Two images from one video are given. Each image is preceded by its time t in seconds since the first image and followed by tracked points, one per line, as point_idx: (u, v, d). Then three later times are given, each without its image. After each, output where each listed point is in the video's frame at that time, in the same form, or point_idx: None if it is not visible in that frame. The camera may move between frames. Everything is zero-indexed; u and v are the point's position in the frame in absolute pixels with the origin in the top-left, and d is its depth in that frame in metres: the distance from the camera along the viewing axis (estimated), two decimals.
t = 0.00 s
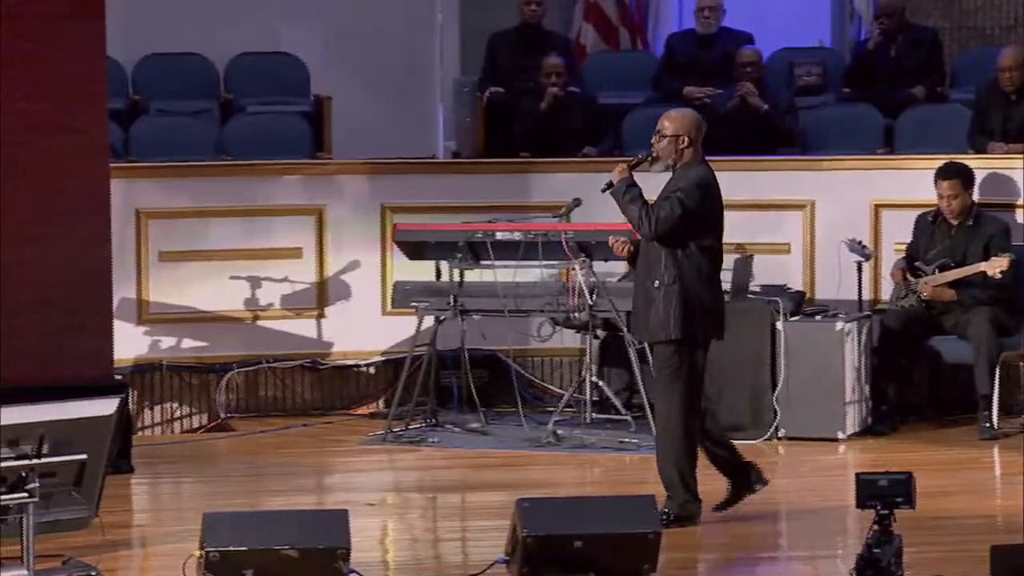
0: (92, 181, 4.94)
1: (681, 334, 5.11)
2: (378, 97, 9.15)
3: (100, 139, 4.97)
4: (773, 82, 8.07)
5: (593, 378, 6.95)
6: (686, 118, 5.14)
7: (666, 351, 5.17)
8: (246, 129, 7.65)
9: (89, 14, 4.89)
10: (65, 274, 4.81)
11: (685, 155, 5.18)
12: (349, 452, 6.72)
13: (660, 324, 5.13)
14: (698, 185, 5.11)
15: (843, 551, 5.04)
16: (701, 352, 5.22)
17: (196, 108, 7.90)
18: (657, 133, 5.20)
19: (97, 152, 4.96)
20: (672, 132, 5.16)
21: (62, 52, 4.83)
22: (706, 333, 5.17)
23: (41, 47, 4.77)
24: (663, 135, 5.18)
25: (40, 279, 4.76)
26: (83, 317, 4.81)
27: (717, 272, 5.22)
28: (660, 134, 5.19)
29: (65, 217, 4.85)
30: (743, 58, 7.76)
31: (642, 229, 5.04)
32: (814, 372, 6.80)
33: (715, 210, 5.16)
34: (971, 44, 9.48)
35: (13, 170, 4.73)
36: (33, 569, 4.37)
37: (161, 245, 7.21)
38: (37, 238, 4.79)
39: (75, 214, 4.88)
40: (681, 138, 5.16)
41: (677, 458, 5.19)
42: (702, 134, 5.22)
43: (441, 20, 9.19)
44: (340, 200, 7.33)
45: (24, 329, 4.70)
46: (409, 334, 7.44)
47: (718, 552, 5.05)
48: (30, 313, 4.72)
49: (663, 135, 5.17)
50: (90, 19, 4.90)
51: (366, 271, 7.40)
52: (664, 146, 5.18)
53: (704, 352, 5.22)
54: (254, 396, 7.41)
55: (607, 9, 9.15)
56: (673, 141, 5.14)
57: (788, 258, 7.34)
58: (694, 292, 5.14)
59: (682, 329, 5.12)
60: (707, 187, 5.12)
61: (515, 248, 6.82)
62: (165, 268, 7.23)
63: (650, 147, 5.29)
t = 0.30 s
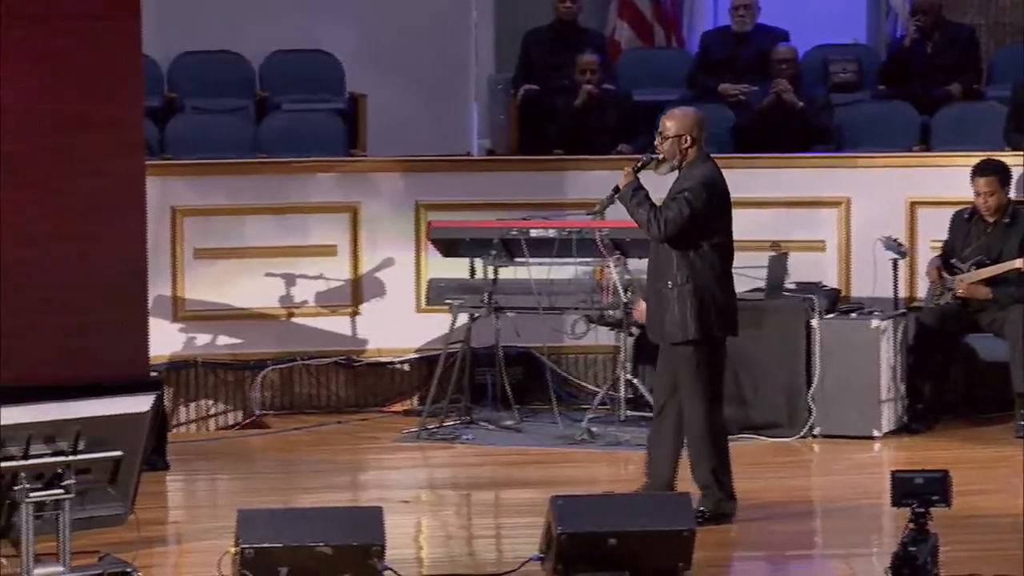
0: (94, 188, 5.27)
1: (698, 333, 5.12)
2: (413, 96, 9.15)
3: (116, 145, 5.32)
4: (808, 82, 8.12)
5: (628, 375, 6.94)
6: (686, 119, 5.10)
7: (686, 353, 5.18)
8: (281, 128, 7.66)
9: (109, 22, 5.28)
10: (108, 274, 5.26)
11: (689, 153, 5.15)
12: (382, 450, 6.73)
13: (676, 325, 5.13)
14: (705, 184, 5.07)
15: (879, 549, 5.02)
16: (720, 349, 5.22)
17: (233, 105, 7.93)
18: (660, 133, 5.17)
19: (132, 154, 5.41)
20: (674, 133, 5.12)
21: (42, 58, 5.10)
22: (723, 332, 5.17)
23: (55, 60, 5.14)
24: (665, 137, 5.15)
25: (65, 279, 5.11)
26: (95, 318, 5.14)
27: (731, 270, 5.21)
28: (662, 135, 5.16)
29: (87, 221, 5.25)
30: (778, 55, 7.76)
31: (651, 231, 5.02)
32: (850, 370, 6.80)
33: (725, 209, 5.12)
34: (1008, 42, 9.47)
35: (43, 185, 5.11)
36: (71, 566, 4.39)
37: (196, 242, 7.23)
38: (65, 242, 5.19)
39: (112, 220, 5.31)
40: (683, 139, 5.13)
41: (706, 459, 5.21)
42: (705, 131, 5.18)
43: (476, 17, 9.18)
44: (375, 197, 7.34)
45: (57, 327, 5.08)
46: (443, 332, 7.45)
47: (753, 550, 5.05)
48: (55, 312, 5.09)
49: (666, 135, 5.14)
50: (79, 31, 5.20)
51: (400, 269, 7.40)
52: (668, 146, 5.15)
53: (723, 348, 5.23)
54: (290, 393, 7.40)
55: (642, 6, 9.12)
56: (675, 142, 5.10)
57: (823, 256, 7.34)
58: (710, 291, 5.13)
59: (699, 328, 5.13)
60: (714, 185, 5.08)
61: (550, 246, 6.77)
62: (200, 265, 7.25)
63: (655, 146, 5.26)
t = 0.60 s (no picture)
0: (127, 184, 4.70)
1: (700, 337, 4.99)
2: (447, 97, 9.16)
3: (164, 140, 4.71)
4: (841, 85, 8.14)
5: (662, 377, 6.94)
6: (688, 125, 5.07)
7: (689, 358, 5.03)
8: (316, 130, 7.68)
9: (109, 20, 4.62)
10: (106, 275, 4.68)
11: (688, 161, 5.10)
12: (416, 451, 6.73)
13: (679, 328, 5.00)
14: (704, 191, 5.02)
15: (914, 552, 5.01)
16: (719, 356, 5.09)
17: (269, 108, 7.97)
18: (660, 140, 5.12)
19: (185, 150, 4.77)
20: (676, 139, 5.08)
21: (89, 55, 4.62)
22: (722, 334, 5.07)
23: (61, 52, 4.60)
24: (666, 142, 5.10)
25: (71, 273, 4.66)
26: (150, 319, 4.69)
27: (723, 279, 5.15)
28: (663, 140, 5.12)
29: (94, 217, 4.68)
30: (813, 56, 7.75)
31: (651, 234, 4.92)
32: (885, 371, 6.78)
33: (720, 217, 5.08)
34: None
35: (64, 184, 4.66)
36: (106, 566, 4.39)
37: (230, 244, 7.24)
38: (71, 239, 4.69)
39: (152, 222, 4.74)
40: (685, 146, 5.08)
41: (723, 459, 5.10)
42: (706, 141, 5.14)
43: (510, 19, 9.20)
44: (409, 199, 7.34)
45: (63, 328, 4.63)
46: (477, 334, 7.45)
47: (787, 553, 5.04)
48: (92, 309, 4.65)
49: (667, 141, 5.10)
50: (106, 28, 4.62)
51: (434, 270, 7.40)
52: (668, 151, 5.11)
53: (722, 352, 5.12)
54: (324, 394, 7.43)
55: (675, 8, 9.09)
56: (677, 147, 5.06)
57: (858, 258, 7.33)
58: (708, 297, 5.05)
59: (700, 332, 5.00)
60: (713, 191, 5.03)
61: (583, 248, 6.73)
62: (234, 267, 7.27)
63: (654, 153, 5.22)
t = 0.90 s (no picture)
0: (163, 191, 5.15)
1: (684, 334, 4.79)
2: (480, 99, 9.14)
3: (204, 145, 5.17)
4: (875, 85, 8.11)
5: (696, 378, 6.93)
6: (689, 119, 4.89)
7: (675, 354, 4.83)
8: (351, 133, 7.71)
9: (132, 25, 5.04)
10: (128, 275, 5.11)
11: (688, 157, 4.91)
12: (450, 453, 6.74)
13: (659, 325, 4.81)
14: (703, 187, 4.80)
15: (948, 555, 5.00)
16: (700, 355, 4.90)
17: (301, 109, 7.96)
18: (661, 135, 4.94)
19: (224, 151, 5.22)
20: (676, 133, 4.89)
21: (93, 55, 5.00)
22: (707, 332, 4.84)
23: (63, 54, 4.95)
24: (667, 136, 4.92)
25: (107, 272, 5.09)
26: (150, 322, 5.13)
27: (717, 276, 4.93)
28: (663, 135, 4.94)
29: (120, 218, 5.11)
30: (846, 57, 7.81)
31: (649, 229, 4.74)
32: (919, 374, 6.75)
33: (717, 216, 4.86)
34: None
35: (80, 184, 5.06)
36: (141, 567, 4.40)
37: (264, 246, 7.26)
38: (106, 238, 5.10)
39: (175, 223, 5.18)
40: (685, 141, 4.90)
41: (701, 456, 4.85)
42: (707, 136, 4.95)
43: (543, 21, 9.17)
44: (442, 202, 7.34)
45: (61, 326, 5.02)
46: (510, 335, 7.46)
47: (820, 555, 5.03)
48: (96, 310, 5.06)
49: (668, 136, 4.91)
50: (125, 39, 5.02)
51: (468, 270, 7.41)
52: (668, 147, 4.92)
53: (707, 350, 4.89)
54: (357, 396, 7.43)
55: (708, 7, 9.11)
56: (677, 142, 4.88)
57: (892, 260, 7.33)
58: (697, 294, 4.83)
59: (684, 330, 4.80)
60: (711, 186, 4.83)
61: (615, 249, 6.71)
62: (268, 268, 7.28)
63: (656, 153, 5.03)
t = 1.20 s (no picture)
0: (172, 195, 5.97)
1: (692, 330, 4.78)
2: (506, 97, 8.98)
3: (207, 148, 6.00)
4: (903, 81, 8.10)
5: (723, 376, 6.92)
6: (684, 116, 4.83)
7: (678, 351, 4.81)
8: (377, 133, 7.77)
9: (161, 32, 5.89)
10: (126, 268, 5.92)
11: (684, 153, 4.85)
12: (476, 449, 6.74)
13: (669, 320, 4.77)
14: (702, 182, 4.77)
15: (977, 553, 4.99)
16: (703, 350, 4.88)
17: (329, 106, 8.06)
18: (655, 131, 4.88)
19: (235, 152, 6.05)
20: (671, 130, 4.83)
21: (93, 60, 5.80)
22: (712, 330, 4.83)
23: (62, 60, 5.76)
24: (662, 133, 4.86)
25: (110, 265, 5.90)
26: (150, 321, 5.93)
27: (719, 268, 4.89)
28: (658, 131, 4.87)
29: (117, 215, 5.92)
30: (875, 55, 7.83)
31: (651, 225, 4.69)
32: (946, 371, 6.76)
33: (717, 209, 4.82)
34: None
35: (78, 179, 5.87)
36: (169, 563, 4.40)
37: (291, 242, 7.26)
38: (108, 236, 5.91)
39: (164, 229, 5.97)
40: (681, 138, 4.84)
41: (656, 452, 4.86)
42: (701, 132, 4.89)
43: (570, 18, 9.02)
44: (469, 198, 7.36)
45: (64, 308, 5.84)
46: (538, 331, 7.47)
47: (849, 552, 5.03)
48: (98, 304, 5.88)
49: (662, 132, 4.86)
50: (127, 47, 5.84)
51: (495, 266, 7.42)
52: (662, 143, 4.86)
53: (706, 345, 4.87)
54: (383, 393, 7.43)
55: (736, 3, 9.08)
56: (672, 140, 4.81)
57: (919, 257, 7.32)
58: (702, 288, 4.80)
59: (691, 326, 4.78)
60: (711, 182, 4.80)
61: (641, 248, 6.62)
62: (295, 265, 7.28)
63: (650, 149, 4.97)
